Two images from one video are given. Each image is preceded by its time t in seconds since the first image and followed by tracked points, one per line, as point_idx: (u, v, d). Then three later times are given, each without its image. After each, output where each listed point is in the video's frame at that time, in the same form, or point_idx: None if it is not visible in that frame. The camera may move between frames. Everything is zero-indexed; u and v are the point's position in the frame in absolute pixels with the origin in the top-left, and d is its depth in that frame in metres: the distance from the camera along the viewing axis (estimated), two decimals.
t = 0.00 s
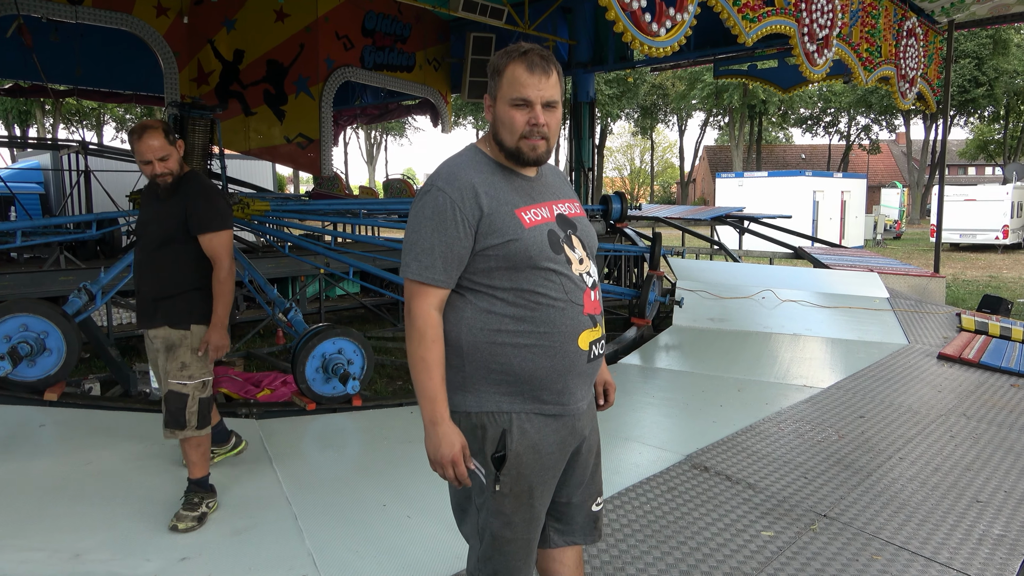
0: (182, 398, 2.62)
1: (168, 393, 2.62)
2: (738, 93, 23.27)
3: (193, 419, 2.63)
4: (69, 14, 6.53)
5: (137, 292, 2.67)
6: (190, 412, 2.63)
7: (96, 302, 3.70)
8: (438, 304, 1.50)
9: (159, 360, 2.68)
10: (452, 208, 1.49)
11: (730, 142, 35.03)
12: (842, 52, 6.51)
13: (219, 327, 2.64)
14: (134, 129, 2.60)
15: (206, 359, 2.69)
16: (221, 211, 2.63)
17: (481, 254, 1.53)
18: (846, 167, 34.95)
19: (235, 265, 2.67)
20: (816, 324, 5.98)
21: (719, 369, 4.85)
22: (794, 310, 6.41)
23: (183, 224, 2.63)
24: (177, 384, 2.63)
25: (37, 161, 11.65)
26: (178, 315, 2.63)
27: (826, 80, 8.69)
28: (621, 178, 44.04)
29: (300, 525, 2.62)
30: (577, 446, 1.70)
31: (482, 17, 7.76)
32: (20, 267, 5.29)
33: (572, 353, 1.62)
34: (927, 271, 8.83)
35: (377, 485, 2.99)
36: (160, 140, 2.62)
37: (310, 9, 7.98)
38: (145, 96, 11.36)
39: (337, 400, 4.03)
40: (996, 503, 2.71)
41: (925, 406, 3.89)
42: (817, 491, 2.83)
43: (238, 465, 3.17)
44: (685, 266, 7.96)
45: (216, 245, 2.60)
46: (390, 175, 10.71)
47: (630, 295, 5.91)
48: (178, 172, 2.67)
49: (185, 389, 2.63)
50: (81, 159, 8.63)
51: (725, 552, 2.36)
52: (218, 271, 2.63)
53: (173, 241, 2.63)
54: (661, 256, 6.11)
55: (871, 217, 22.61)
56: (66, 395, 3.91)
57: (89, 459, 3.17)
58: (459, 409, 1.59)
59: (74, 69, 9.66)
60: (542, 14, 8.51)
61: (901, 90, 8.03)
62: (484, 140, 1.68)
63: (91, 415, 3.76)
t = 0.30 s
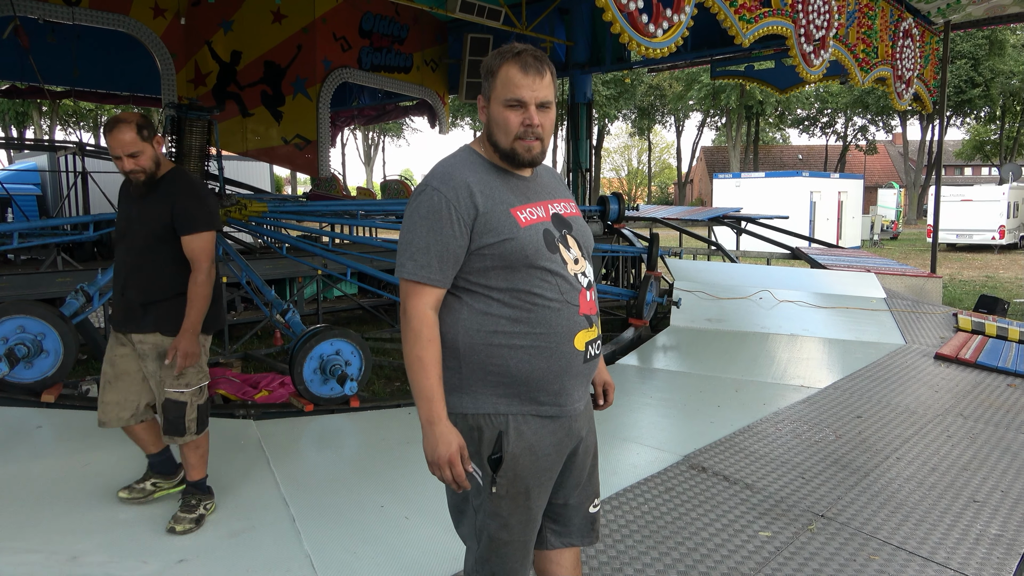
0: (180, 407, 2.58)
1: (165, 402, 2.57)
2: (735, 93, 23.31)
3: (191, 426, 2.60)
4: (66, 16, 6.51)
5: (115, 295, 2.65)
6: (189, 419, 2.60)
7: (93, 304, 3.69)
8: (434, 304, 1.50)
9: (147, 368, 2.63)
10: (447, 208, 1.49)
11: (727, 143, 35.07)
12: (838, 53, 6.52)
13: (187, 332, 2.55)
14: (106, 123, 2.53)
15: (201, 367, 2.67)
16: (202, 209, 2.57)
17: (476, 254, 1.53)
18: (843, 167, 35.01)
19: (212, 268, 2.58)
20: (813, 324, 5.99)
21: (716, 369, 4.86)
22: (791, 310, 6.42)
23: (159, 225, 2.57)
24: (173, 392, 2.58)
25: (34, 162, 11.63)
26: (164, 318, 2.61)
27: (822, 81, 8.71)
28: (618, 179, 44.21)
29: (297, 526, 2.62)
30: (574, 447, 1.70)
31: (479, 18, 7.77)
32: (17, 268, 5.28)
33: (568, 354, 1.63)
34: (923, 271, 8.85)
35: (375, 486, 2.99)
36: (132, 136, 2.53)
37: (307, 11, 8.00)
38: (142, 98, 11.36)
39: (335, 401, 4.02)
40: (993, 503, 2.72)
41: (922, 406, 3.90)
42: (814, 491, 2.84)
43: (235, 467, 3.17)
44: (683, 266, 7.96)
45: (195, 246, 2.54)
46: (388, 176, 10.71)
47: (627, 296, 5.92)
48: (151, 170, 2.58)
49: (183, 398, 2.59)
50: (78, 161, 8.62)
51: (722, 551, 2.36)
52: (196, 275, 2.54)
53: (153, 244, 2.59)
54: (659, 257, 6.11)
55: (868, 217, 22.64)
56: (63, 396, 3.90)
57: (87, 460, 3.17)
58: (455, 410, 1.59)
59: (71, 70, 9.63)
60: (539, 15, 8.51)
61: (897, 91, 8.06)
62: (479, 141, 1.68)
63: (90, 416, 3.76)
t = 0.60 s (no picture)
0: (166, 419, 2.51)
1: (150, 418, 2.50)
2: (732, 98, 23.41)
3: (181, 435, 2.56)
4: (64, 20, 6.56)
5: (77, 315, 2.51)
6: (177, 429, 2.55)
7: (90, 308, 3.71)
8: (428, 312, 1.50)
9: (115, 387, 2.46)
10: (440, 214, 1.49)
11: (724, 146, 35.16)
12: (835, 58, 6.54)
13: (138, 345, 2.40)
14: (40, 131, 2.39)
15: (179, 378, 2.62)
16: (155, 214, 2.45)
17: (471, 259, 1.53)
18: (840, 171, 35.09)
19: (167, 277, 2.44)
20: (810, 328, 6.00)
21: (713, 373, 4.86)
22: (788, 315, 6.43)
23: (108, 237, 2.43)
24: (157, 408, 2.52)
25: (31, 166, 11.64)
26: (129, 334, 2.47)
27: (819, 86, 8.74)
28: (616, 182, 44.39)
29: (295, 532, 2.61)
30: (572, 451, 1.70)
31: (476, 22, 7.79)
32: (14, 272, 5.28)
33: (565, 358, 1.63)
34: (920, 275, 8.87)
35: (373, 492, 2.98)
36: (63, 143, 2.38)
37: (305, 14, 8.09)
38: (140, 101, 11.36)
39: (332, 406, 4.01)
40: (990, 507, 2.72)
41: (918, 410, 3.91)
42: (811, 496, 2.84)
43: (231, 473, 3.15)
44: (680, 270, 7.97)
45: (149, 253, 2.42)
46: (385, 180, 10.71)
47: (624, 300, 5.93)
48: (86, 180, 2.43)
49: (167, 411, 2.53)
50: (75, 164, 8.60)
51: (719, 556, 2.37)
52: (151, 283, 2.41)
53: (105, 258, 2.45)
54: (656, 261, 6.15)
55: (865, 221, 22.68)
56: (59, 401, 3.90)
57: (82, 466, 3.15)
58: (452, 417, 1.59)
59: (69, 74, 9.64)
60: (536, 19, 8.54)
61: (894, 95, 8.08)
62: (469, 147, 1.68)
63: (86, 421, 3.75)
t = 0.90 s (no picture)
0: (111, 437, 2.29)
1: (93, 436, 2.27)
2: (730, 104, 23.48)
3: (130, 455, 2.33)
4: (64, 26, 6.55)
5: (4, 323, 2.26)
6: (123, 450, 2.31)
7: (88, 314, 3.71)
8: (425, 323, 1.50)
9: (57, 404, 2.25)
10: (436, 224, 1.49)
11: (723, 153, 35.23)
12: (833, 65, 6.56)
13: (114, 336, 2.24)
14: None
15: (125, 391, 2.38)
16: (88, 198, 2.25)
17: (468, 269, 1.53)
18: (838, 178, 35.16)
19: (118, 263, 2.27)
20: (809, 335, 6.00)
21: (713, 380, 4.86)
22: (787, 321, 6.43)
23: (38, 230, 2.22)
24: (99, 424, 2.28)
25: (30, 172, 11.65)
26: (75, 335, 2.25)
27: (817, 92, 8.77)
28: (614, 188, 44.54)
29: (293, 539, 2.60)
30: (571, 458, 1.70)
31: (476, 29, 7.81)
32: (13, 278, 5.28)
33: (564, 367, 1.63)
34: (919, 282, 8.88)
35: (371, 498, 2.97)
36: None
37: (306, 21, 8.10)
38: (139, 107, 11.37)
39: (330, 412, 4.00)
40: (990, 514, 2.72)
41: (917, 417, 3.91)
42: (810, 503, 2.84)
43: (229, 479, 3.14)
44: (678, 276, 7.98)
45: (91, 242, 2.23)
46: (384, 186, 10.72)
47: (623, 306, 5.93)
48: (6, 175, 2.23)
49: (112, 427, 2.29)
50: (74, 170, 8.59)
51: (719, 564, 2.35)
52: (101, 272, 2.24)
53: (39, 250, 2.22)
54: (655, 266, 6.14)
55: (863, 227, 22.70)
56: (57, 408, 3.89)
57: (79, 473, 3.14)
58: (451, 426, 1.58)
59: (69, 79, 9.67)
60: (536, 26, 8.56)
61: (892, 102, 8.11)
62: (467, 155, 1.68)
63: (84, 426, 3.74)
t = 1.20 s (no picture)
0: None
1: None
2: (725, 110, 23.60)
3: (11, 481, 2.07)
4: (59, 28, 6.58)
5: None
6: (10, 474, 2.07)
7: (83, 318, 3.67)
8: (416, 327, 1.50)
9: None
10: (429, 229, 1.49)
11: (718, 158, 35.38)
12: (828, 71, 6.59)
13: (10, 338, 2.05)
14: None
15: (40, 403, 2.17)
16: (16, 193, 2.10)
17: (461, 274, 1.53)
18: (832, 184, 35.28)
19: (45, 266, 2.12)
20: (804, 340, 6.01)
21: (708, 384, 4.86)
22: (781, 325, 6.44)
23: None
24: None
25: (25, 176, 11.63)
26: None
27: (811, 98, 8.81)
28: (610, 193, 44.71)
29: (288, 544, 2.59)
30: (565, 464, 1.69)
31: (472, 33, 7.82)
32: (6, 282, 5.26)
33: (557, 373, 1.62)
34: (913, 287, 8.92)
35: (365, 503, 2.96)
36: None
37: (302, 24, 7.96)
38: (134, 110, 11.36)
39: (325, 416, 3.98)
40: (984, 519, 2.72)
41: (912, 422, 3.91)
42: (805, 508, 2.83)
43: (223, 484, 3.13)
44: (673, 281, 8.00)
45: (19, 241, 2.08)
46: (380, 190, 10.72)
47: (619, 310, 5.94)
48: None
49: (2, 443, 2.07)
50: (69, 173, 8.58)
51: (715, 569, 2.35)
52: (22, 273, 2.08)
53: None
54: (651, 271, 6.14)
55: (857, 232, 22.77)
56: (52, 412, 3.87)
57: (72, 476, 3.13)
58: (444, 432, 1.58)
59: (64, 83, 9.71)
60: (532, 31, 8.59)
61: (886, 108, 8.15)
62: (463, 159, 1.68)
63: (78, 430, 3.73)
